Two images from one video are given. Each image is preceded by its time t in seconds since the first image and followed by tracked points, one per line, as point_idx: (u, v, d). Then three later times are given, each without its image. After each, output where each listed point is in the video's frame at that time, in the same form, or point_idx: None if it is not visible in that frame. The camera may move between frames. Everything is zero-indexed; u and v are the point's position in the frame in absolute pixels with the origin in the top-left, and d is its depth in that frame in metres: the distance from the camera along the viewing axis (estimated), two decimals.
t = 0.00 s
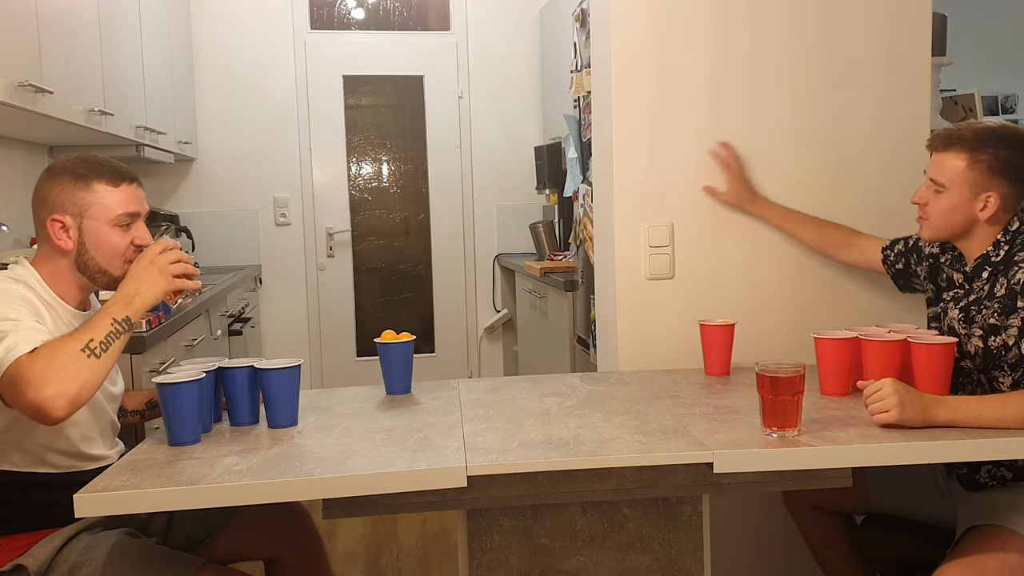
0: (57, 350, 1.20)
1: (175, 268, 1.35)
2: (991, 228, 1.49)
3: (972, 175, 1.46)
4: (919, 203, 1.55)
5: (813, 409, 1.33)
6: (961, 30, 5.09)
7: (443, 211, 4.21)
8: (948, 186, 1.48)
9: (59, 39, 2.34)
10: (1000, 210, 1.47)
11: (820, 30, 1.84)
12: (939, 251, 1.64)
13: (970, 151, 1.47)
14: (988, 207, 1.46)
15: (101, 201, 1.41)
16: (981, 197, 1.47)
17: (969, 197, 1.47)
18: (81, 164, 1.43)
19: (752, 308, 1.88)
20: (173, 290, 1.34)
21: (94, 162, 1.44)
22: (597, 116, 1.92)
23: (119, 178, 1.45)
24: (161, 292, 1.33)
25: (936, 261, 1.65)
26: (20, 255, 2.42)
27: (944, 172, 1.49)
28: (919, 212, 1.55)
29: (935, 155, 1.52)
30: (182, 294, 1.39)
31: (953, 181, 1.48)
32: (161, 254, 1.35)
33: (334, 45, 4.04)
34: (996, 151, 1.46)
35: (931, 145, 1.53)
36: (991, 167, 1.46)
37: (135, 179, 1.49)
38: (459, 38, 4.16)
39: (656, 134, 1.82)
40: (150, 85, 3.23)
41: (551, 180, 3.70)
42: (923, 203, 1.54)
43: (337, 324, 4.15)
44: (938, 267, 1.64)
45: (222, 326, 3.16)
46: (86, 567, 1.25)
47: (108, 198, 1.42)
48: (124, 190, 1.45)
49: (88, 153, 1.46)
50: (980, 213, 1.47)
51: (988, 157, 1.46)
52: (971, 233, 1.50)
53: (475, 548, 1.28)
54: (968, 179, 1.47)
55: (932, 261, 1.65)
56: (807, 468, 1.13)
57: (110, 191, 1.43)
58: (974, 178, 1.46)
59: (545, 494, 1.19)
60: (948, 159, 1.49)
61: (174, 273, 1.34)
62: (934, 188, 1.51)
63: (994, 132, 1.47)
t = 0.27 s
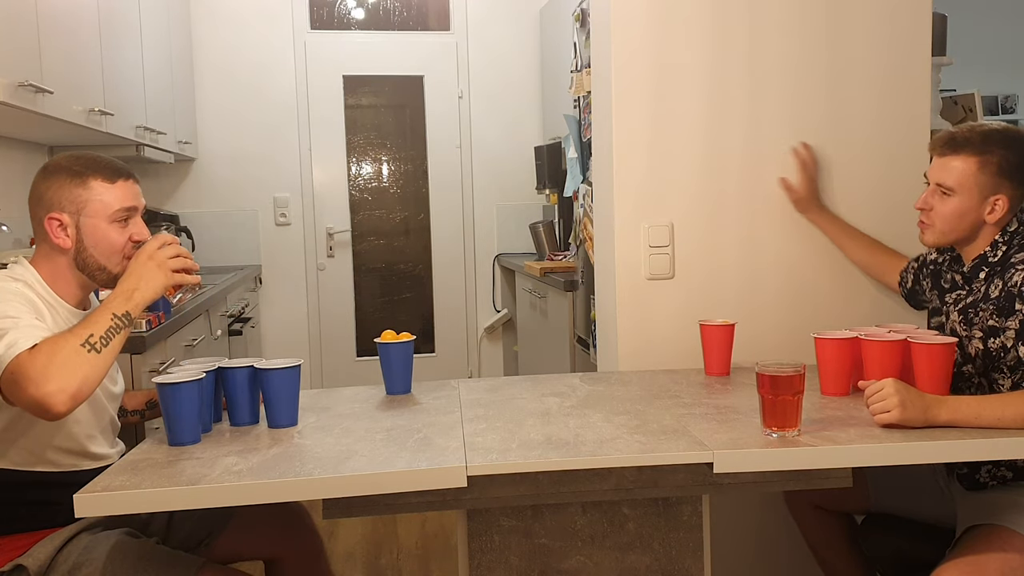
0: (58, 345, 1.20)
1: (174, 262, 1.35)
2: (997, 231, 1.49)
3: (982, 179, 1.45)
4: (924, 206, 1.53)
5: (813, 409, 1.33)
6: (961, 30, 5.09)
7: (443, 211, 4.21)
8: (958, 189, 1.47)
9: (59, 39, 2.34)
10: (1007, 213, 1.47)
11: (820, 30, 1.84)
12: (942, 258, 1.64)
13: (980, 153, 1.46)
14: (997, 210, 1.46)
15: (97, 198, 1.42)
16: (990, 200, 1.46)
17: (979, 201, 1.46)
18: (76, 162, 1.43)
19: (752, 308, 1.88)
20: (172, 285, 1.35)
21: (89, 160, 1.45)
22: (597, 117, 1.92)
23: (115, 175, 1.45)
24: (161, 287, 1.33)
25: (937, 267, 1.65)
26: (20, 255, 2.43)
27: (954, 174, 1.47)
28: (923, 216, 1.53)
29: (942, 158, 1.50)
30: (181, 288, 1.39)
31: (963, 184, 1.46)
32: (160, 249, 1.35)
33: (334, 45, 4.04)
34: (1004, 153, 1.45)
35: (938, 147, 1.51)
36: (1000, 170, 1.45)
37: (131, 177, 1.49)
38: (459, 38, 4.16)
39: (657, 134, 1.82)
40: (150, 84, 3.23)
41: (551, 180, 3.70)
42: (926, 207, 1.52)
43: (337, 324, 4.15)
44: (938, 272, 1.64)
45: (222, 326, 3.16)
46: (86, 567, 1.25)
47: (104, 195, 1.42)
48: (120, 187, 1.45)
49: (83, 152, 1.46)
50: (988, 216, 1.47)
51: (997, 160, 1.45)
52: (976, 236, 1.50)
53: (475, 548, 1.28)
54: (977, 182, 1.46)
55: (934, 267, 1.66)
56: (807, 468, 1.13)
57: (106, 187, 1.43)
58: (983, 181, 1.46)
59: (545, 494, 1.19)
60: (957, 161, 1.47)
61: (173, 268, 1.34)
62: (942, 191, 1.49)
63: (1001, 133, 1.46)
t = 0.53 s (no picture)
0: (59, 346, 1.20)
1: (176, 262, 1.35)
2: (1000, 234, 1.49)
3: (983, 182, 1.46)
4: (926, 214, 1.52)
5: (813, 409, 1.33)
6: (960, 31, 5.09)
7: (443, 211, 4.21)
8: (960, 193, 1.47)
9: (59, 38, 2.34)
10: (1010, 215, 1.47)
11: (820, 30, 1.84)
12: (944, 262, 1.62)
13: (979, 157, 1.47)
14: (999, 213, 1.46)
15: (98, 197, 1.41)
16: (992, 203, 1.46)
17: (982, 204, 1.46)
18: (77, 161, 1.43)
19: (752, 309, 1.88)
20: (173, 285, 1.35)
21: (89, 159, 1.45)
22: (597, 117, 1.92)
23: (116, 174, 1.45)
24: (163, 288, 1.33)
25: (941, 272, 1.62)
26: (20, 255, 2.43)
27: (954, 179, 1.48)
28: (925, 224, 1.52)
29: (942, 164, 1.50)
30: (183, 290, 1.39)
31: (966, 189, 1.47)
32: (162, 250, 1.35)
33: (334, 45, 4.04)
34: (1001, 156, 1.46)
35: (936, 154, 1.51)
36: (999, 172, 1.46)
37: (131, 176, 1.49)
38: (459, 38, 4.16)
39: (657, 134, 1.82)
40: (150, 84, 3.23)
41: (551, 180, 3.70)
42: (929, 215, 1.51)
43: (337, 324, 4.15)
44: (942, 278, 1.61)
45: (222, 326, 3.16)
46: (87, 567, 1.25)
47: (105, 194, 1.42)
48: (120, 186, 1.45)
49: (84, 151, 1.46)
50: (991, 219, 1.47)
51: (996, 163, 1.46)
52: (981, 239, 1.49)
53: (475, 548, 1.28)
54: (979, 186, 1.46)
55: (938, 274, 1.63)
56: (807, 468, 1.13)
57: (107, 187, 1.43)
58: (985, 185, 1.46)
59: (545, 494, 1.19)
60: (957, 166, 1.48)
61: (174, 268, 1.34)
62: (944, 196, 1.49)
63: (996, 135, 1.47)
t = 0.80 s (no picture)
0: (62, 360, 1.20)
1: (188, 275, 1.33)
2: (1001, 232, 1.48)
3: (981, 184, 1.45)
4: (926, 219, 1.51)
5: (813, 409, 1.33)
6: (959, 31, 5.09)
7: (443, 211, 4.21)
8: (959, 197, 1.46)
9: (60, 39, 2.34)
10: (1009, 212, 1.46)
11: (820, 30, 1.84)
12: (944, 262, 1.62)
13: (974, 158, 1.45)
14: (999, 211, 1.45)
15: (110, 203, 1.40)
16: (991, 202, 1.45)
17: (981, 205, 1.45)
18: (91, 164, 1.41)
19: (752, 309, 1.88)
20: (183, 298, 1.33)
21: (104, 161, 1.42)
22: (597, 117, 1.92)
23: (130, 179, 1.43)
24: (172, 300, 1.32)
25: (943, 272, 1.62)
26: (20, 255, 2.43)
27: (951, 183, 1.46)
28: (926, 229, 1.52)
29: (936, 169, 1.48)
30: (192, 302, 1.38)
31: (963, 192, 1.45)
32: (173, 262, 1.33)
33: (334, 45, 4.04)
34: (996, 154, 1.45)
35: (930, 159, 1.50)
36: (996, 171, 1.44)
37: (145, 181, 1.47)
38: (459, 38, 4.16)
39: (656, 134, 1.82)
40: (150, 84, 3.23)
41: (551, 180, 3.70)
42: (928, 220, 1.51)
43: (337, 324, 4.15)
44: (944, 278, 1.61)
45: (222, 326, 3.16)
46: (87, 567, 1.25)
47: (117, 200, 1.40)
48: (134, 192, 1.43)
49: (99, 153, 1.44)
50: (991, 218, 1.46)
51: (991, 162, 1.44)
52: (983, 239, 1.49)
53: (475, 549, 1.28)
54: (976, 188, 1.45)
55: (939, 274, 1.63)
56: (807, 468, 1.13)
57: (119, 192, 1.41)
58: (982, 186, 1.45)
59: (545, 494, 1.19)
60: (952, 170, 1.46)
61: (185, 281, 1.33)
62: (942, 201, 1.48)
63: (987, 135, 1.46)
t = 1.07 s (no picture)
0: (61, 381, 1.17)
1: (214, 300, 1.27)
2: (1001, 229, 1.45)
3: (970, 184, 1.44)
4: (924, 227, 1.51)
5: (813, 409, 1.33)
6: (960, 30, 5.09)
7: (442, 211, 4.21)
8: (950, 201, 1.46)
9: (59, 39, 2.34)
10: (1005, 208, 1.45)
11: (820, 30, 1.84)
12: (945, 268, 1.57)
13: (960, 160, 1.45)
14: (993, 209, 1.44)
15: (130, 219, 1.34)
16: (983, 201, 1.45)
17: (974, 205, 1.45)
18: (121, 177, 1.35)
19: (751, 310, 1.88)
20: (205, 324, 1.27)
21: (134, 174, 1.36)
22: (597, 116, 1.92)
23: (156, 199, 1.36)
24: (189, 326, 1.25)
25: (945, 279, 1.57)
26: (20, 256, 2.43)
27: (940, 188, 1.47)
28: (925, 237, 1.51)
29: (921, 177, 1.50)
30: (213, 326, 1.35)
31: (953, 195, 1.45)
32: (199, 285, 1.26)
33: (334, 45, 4.04)
34: (984, 151, 1.44)
35: (914, 170, 1.51)
36: (985, 168, 1.44)
37: (173, 200, 1.40)
38: (459, 38, 4.16)
39: (656, 135, 1.82)
40: (150, 84, 3.23)
41: (551, 180, 3.70)
42: (925, 228, 1.51)
43: (337, 324, 4.15)
44: (947, 286, 1.56)
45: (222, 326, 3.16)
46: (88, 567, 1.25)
47: (138, 217, 1.34)
48: (157, 210, 1.36)
49: (137, 166, 1.38)
50: (987, 216, 1.45)
51: (979, 162, 1.44)
52: (982, 239, 1.46)
53: (475, 549, 1.28)
54: (964, 190, 1.45)
55: (942, 283, 1.58)
56: (807, 468, 1.13)
57: (142, 210, 1.35)
58: (972, 186, 1.45)
59: (545, 494, 1.19)
60: (939, 174, 1.47)
61: (208, 308, 1.26)
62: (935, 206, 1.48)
63: (967, 137, 1.46)
